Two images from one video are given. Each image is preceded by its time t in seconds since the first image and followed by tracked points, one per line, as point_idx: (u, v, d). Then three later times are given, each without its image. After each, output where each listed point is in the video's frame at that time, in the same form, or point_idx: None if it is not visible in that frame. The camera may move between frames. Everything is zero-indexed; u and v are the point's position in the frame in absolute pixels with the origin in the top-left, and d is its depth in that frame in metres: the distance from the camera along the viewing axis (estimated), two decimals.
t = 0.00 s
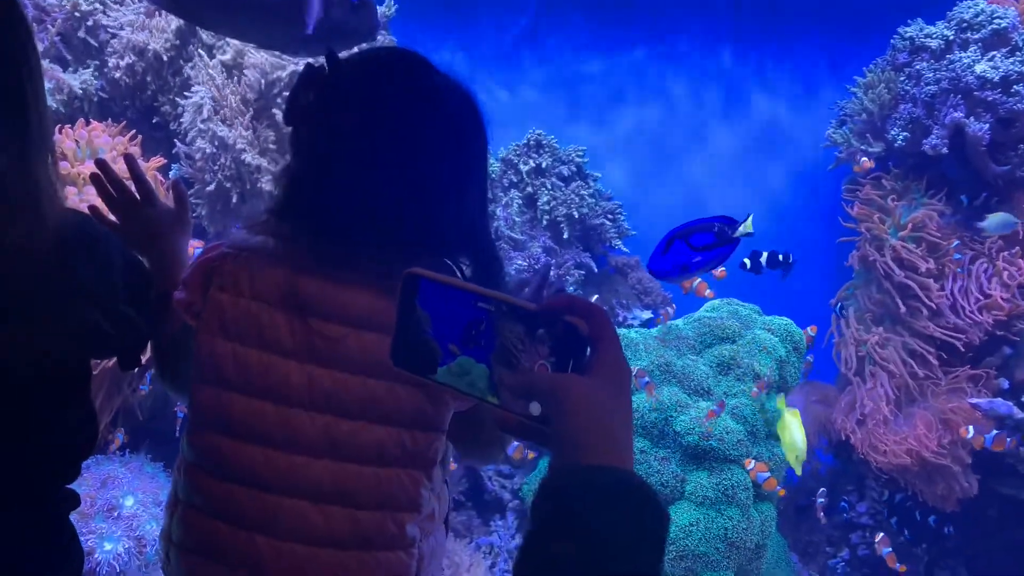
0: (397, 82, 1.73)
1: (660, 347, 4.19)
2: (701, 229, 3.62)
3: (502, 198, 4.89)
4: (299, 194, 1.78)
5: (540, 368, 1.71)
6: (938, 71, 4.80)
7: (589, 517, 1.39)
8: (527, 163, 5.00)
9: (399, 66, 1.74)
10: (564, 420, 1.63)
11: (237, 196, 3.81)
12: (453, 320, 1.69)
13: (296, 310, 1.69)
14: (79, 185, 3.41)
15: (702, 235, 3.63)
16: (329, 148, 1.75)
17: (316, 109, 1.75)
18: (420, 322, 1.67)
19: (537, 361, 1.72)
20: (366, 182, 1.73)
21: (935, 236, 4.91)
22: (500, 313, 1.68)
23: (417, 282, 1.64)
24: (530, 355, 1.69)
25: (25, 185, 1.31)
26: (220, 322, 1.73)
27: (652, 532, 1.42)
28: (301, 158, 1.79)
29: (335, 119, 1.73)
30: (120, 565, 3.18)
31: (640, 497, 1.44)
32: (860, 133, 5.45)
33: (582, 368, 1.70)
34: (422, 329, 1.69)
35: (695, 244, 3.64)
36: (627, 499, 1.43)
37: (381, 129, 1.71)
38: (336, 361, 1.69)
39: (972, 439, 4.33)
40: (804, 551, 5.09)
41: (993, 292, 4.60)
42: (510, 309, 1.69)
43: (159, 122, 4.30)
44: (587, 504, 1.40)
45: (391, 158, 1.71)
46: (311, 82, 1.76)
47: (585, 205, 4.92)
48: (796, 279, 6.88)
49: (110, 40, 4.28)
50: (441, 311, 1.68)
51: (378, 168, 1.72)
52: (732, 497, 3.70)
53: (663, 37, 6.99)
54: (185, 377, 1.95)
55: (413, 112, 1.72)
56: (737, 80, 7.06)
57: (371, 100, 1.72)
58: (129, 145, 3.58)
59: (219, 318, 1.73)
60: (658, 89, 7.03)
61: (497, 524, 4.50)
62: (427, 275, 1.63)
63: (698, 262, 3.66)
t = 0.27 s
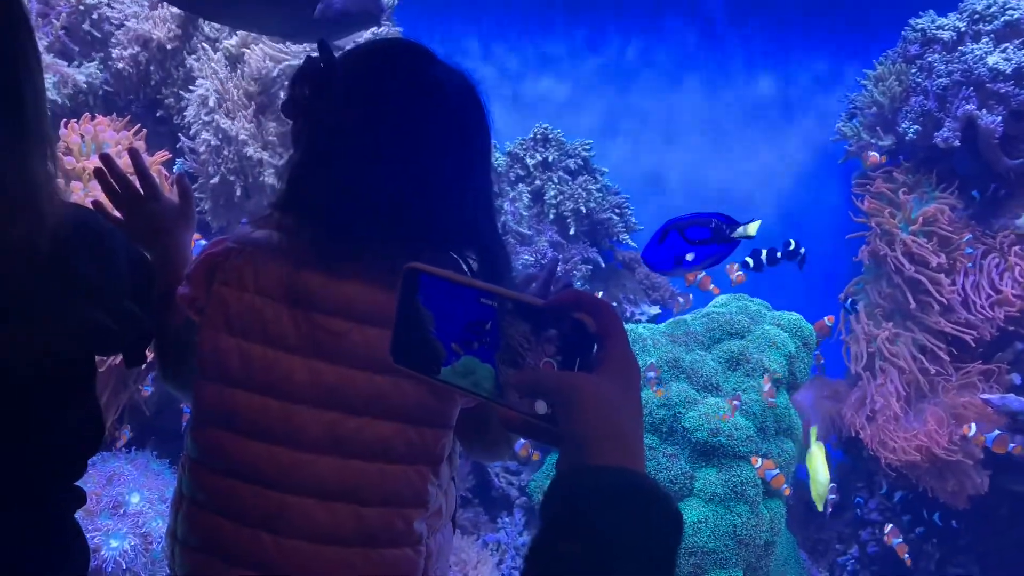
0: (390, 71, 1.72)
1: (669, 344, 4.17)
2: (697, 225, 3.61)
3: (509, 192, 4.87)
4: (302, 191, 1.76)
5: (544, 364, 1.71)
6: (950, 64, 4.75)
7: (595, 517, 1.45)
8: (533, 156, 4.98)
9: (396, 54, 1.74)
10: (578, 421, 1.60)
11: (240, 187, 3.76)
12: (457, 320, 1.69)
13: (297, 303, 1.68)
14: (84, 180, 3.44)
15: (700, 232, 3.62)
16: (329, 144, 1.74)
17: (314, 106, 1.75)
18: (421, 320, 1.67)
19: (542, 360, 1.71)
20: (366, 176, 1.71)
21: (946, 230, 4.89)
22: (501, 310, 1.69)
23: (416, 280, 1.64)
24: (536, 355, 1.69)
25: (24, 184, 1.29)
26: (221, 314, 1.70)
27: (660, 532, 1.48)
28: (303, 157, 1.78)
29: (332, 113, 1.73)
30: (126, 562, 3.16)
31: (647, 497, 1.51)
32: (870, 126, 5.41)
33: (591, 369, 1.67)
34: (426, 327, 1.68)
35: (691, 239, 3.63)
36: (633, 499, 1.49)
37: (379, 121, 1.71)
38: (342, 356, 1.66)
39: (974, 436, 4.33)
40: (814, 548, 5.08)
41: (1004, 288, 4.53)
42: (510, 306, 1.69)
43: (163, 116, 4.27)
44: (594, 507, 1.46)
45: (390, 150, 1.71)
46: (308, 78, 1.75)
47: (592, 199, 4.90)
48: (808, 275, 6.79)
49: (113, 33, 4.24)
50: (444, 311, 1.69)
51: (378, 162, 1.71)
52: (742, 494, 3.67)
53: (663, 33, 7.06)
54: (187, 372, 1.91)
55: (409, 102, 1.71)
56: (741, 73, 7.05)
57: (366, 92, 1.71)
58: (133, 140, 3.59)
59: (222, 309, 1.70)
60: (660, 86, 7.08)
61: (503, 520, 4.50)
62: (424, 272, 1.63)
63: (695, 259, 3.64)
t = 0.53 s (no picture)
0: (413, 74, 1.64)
1: (683, 344, 4.20)
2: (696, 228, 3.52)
3: (523, 194, 4.91)
4: (320, 199, 1.70)
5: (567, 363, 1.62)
6: (961, 65, 4.78)
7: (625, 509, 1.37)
8: (547, 158, 5.03)
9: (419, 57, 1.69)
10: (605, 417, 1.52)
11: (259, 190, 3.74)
12: (477, 323, 1.58)
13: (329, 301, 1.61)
14: (108, 185, 3.50)
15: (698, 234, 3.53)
16: (348, 149, 1.67)
17: (337, 108, 1.68)
18: (440, 325, 1.59)
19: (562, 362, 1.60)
20: (383, 183, 1.64)
21: (959, 230, 4.91)
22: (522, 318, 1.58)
23: (432, 283, 1.54)
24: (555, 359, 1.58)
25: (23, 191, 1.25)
26: (244, 306, 1.61)
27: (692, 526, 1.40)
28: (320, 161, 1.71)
29: (351, 119, 1.66)
30: (150, 560, 3.20)
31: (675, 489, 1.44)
32: (881, 128, 5.46)
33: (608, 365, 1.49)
34: (445, 334, 1.60)
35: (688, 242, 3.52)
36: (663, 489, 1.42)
37: (398, 127, 1.63)
38: (371, 349, 1.61)
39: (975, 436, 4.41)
40: (828, 547, 5.17)
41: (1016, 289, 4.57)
42: (532, 313, 1.59)
43: (184, 123, 4.32)
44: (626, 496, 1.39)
45: (408, 156, 1.63)
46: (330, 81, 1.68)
47: (605, 201, 4.94)
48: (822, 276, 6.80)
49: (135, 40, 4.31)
50: (463, 313, 1.58)
51: (395, 168, 1.63)
52: (757, 493, 3.70)
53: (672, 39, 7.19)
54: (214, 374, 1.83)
55: (429, 107, 1.64)
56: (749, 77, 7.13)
57: (387, 97, 1.63)
58: (155, 144, 3.61)
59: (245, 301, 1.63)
60: (670, 90, 7.16)
61: (519, 520, 4.53)
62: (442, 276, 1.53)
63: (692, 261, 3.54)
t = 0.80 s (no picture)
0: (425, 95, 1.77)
1: (693, 355, 4.23)
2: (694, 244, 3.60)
3: (532, 206, 4.94)
4: (344, 213, 1.80)
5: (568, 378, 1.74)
6: (966, 76, 4.82)
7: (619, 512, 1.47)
8: (555, 170, 5.05)
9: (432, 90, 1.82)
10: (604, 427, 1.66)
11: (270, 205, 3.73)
12: (487, 337, 1.72)
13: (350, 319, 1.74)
14: (124, 202, 3.58)
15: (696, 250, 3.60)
16: (366, 164, 1.78)
17: (349, 127, 1.79)
18: (452, 341, 1.72)
19: (566, 374, 1.75)
20: (405, 197, 1.75)
21: (967, 240, 4.89)
22: (529, 333, 1.73)
23: (444, 298, 1.68)
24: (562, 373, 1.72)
25: (38, 215, 1.07)
26: (271, 321, 1.77)
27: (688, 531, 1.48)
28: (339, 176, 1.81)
29: (368, 136, 1.77)
30: (167, 573, 3.24)
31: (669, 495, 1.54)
32: (889, 137, 5.56)
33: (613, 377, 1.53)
34: (454, 351, 1.73)
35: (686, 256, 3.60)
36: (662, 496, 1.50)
37: (417, 142, 1.75)
38: (380, 368, 1.74)
39: (980, 444, 4.41)
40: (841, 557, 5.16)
41: None
42: (537, 329, 1.74)
43: (198, 140, 4.37)
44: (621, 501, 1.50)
45: (425, 171, 1.75)
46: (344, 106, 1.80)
47: (613, 214, 4.97)
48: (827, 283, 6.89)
49: (149, 59, 4.39)
50: (470, 329, 1.72)
51: (415, 179, 1.75)
52: (768, 503, 3.71)
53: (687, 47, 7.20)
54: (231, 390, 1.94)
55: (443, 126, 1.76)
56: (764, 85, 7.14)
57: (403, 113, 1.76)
58: (170, 160, 3.66)
59: (266, 317, 1.78)
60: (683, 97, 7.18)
61: (531, 531, 4.55)
62: (452, 290, 1.67)
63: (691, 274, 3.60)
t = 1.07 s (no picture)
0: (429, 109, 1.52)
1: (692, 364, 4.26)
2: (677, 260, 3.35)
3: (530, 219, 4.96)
4: (340, 232, 1.53)
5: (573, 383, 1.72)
6: (957, 86, 4.89)
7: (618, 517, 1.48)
8: (552, 184, 5.10)
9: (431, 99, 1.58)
10: (610, 436, 1.36)
11: (266, 218, 3.72)
12: (487, 347, 1.42)
13: (324, 316, 1.48)
14: (128, 219, 3.63)
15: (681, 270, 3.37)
16: (366, 179, 1.52)
17: (346, 136, 1.53)
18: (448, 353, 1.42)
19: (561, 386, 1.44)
20: (405, 219, 1.50)
21: (960, 248, 4.97)
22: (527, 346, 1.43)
23: (442, 311, 1.39)
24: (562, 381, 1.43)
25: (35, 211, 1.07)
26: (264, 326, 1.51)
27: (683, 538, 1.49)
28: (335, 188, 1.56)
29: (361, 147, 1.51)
30: None
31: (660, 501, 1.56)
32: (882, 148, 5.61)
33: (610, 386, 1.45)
34: (452, 366, 1.43)
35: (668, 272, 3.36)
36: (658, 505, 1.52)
37: (421, 159, 1.50)
38: (366, 375, 1.46)
39: (972, 451, 4.45)
40: (842, 565, 5.18)
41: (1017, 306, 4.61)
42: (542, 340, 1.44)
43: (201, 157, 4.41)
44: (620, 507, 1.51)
45: (428, 190, 1.50)
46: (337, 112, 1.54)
47: (610, 227, 5.01)
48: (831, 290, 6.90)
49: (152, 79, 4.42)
50: (469, 342, 1.42)
51: (422, 200, 1.50)
52: (768, 512, 3.73)
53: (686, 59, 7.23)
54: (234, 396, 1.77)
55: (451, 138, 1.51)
56: (764, 92, 7.20)
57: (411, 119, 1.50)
58: (172, 178, 3.69)
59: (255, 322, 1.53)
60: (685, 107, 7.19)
61: (533, 543, 4.55)
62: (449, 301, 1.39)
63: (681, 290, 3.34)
